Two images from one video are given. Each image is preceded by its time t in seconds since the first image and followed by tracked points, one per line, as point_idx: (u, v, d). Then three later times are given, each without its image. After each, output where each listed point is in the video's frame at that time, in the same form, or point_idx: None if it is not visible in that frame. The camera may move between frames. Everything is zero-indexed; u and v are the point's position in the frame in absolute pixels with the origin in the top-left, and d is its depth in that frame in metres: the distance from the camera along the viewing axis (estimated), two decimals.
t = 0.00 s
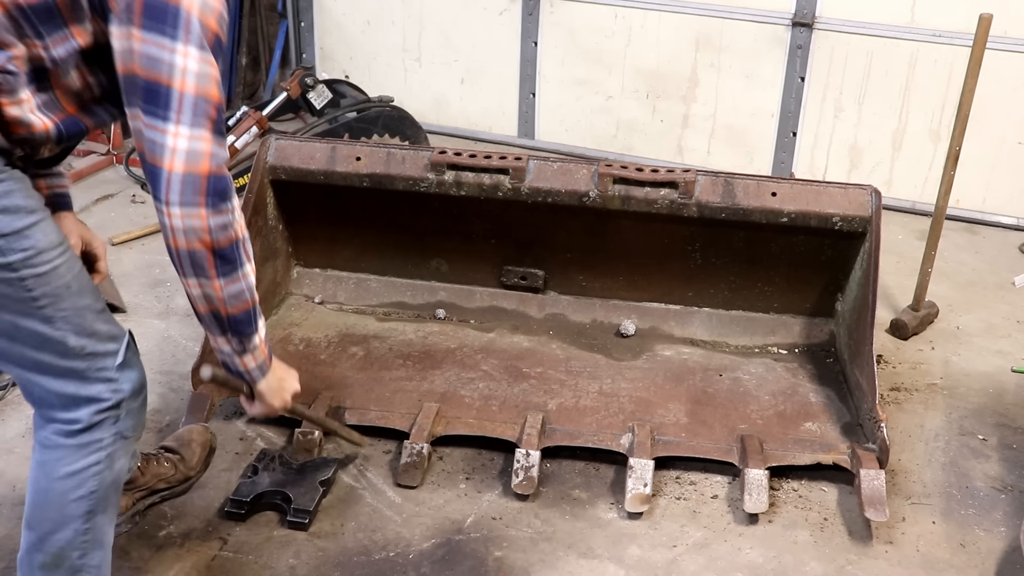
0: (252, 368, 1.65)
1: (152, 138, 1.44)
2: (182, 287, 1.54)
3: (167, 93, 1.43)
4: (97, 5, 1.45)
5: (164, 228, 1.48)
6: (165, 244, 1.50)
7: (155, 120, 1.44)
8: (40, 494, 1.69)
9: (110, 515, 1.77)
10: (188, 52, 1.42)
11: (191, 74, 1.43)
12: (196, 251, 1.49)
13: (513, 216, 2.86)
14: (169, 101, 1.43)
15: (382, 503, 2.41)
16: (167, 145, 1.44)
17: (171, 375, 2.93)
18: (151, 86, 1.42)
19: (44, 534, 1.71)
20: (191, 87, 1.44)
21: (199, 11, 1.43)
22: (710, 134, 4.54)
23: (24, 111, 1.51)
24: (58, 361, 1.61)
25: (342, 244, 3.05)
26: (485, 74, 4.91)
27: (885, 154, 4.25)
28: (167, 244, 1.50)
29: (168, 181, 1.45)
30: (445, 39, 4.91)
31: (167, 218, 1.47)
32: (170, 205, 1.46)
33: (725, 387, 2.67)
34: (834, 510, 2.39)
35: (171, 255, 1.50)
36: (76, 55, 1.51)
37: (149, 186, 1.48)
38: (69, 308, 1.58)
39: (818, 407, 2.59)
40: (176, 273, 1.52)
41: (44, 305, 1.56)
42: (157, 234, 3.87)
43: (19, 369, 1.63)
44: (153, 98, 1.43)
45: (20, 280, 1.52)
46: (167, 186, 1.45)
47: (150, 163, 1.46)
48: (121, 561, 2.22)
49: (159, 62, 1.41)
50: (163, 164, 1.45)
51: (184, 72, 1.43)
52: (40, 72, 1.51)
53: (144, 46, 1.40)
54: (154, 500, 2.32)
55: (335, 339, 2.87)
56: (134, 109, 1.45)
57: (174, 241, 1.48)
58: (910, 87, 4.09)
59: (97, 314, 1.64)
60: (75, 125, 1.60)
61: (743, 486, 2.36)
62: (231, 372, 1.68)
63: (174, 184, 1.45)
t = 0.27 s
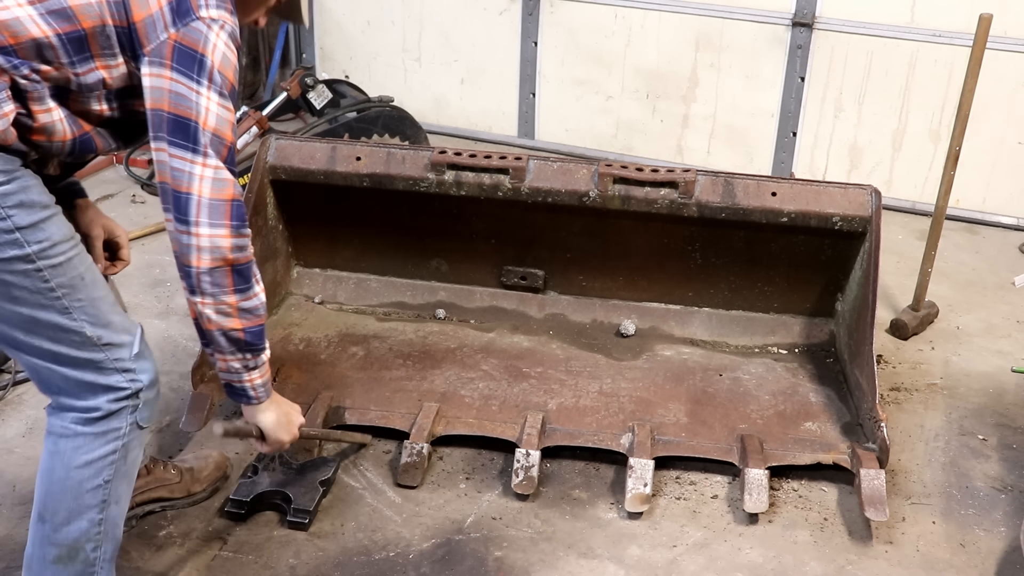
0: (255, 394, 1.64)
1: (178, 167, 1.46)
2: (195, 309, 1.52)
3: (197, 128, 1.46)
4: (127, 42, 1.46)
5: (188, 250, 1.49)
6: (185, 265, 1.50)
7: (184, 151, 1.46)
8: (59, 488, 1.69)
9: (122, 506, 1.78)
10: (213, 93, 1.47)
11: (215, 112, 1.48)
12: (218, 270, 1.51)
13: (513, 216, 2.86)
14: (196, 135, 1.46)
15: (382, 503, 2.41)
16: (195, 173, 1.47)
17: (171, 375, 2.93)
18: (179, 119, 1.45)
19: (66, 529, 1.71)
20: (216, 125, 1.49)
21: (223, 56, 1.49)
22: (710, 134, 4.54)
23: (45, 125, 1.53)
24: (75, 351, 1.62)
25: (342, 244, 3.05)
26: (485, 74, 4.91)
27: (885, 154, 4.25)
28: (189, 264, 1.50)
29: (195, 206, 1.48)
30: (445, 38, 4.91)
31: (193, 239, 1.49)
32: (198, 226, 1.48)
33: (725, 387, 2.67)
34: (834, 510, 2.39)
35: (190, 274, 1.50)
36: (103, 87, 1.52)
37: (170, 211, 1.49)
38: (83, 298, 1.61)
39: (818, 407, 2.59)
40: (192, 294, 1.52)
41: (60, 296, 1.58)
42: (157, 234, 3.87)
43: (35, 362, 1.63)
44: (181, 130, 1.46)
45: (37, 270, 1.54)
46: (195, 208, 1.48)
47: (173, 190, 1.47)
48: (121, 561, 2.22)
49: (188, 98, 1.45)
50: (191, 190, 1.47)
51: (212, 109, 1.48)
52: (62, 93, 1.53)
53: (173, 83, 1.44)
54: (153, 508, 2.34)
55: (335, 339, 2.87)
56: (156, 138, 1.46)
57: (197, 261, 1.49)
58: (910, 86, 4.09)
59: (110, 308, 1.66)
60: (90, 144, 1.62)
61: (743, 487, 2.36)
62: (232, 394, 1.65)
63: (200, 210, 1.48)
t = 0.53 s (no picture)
0: (279, 411, 1.56)
1: (202, 196, 1.42)
2: (222, 328, 1.45)
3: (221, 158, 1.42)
4: (145, 78, 1.40)
5: (217, 272, 1.43)
6: (214, 285, 1.44)
7: (207, 177, 1.41)
8: (22, 501, 1.54)
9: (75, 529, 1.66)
10: (230, 121, 1.44)
11: (234, 141, 1.44)
12: (246, 289, 1.46)
13: (513, 216, 2.86)
14: (220, 165, 1.42)
15: (382, 503, 2.41)
16: (220, 200, 1.43)
17: (171, 375, 2.93)
18: (202, 149, 1.40)
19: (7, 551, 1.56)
20: (236, 153, 1.45)
21: (236, 86, 1.45)
22: (710, 134, 4.54)
23: (81, 169, 1.44)
24: (103, 391, 1.59)
25: (342, 245, 3.05)
26: (485, 74, 4.91)
27: (885, 154, 4.25)
28: (218, 285, 1.43)
29: (224, 231, 1.43)
30: (445, 39, 4.91)
31: (224, 262, 1.43)
32: (230, 249, 1.43)
33: (725, 387, 2.67)
34: (834, 510, 2.39)
35: (219, 295, 1.44)
36: (127, 127, 1.45)
37: (196, 238, 1.43)
38: (110, 341, 1.56)
39: (818, 407, 2.59)
40: (219, 314, 1.45)
41: (91, 333, 1.54)
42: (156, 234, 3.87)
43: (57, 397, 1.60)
44: (205, 161, 1.41)
45: (66, 315, 1.50)
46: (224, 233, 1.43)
47: (199, 217, 1.42)
48: (121, 561, 2.22)
49: (210, 128, 1.41)
50: (218, 215, 1.43)
51: (233, 139, 1.44)
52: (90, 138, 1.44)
53: (192, 113, 1.39)
54: (153, 508, 2.34)
55: (335, 339, 2.87)
56: (179, 169, 1.41)
57: (227, 281, 1.43)
58: (910, 86, 4.09)
59: (137, 343, 1.63)
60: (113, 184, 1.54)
61: (743, 486, 2.36)
62: (252, 409, 1.56)
63: (229, 235, 1.43)
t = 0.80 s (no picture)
0: (305, 503, 1.52)
1: (210, 309, 1.35)
2: (239, 432, 1.43)
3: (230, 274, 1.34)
4: (148, 201, 1.37)
5: (233, 381, 1.39)
6: (230, 393, 1.39)
7: (215, 293, 1.34)
8: None
9: None
10: (235, 233, 1.34)
11: (242, 255, 1.35)
12: (262, 392, 1.42)
13: (513, 216, 2.86)
14: (226, 281, 1.34)
15: (382, 503, 2.41)
16: (229, 312, 1.36)
17: (171, 375, 2.93)
18: (206, 266, 1.32)
19: None
20: (246, 267, 1.36)
21: (242, 200, 1.35)
22: (710, 134, 4.54)
23: (72, 284, 1.45)
24: (100, 507, 1.60)
25: (342, 245, 3.05)
26: (485, 74, 4.91)
27: (885, 154, 4.25)
28: (234, 392, 1.39)
29: (238, 341, 1.37)
30: (445, 39, 4.91)
31: (242, 369, 1.38)
32: (246, 358, 1.38)
33: (725, 387, 2.67)
34: (834, 510, 2.39)
35: (237, 402, 1.40)
36: (128, 243, 1.44)
37: (211, 347, 1.38)
38: (107, 468, 1.58)
39: (818, 407, 2.59)
40: (236, 418, 1.42)
41: (87, 454, 1.55)
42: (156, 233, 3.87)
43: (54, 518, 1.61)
44: (211, 279, 1.33)
45: (65, 438, 1.52)
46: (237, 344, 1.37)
47: (210, 328, 1.36)
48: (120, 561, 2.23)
49: (213, 245, 1.32)
50: (230, 327, 1.36)
51: (241, 250, 1.35)
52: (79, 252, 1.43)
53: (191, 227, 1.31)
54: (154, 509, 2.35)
55: (335, 339, 2.87)
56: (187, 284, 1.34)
57: (243, 389, 1.39)
58: (909, 86, 4.09)
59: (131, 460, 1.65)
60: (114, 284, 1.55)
61: (743, 486, 2.36)
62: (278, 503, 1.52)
63: (243, 344, 1.37)
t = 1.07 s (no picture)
0: (314, 529, 1.69)
1: (226, 359, 1.51)
2: (254, 475, 1.59)
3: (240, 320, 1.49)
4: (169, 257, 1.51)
5: (246, 430, 1.55)
6: (242, 439, 1.56)
7: (228, 342, 1.50)
8: None
9: None
10: (246, 279, 1.48)
11: (255, 298, 1.49)
12: (273, 439, 1.57)
13: (513, 216, 2.86)
14: (240, 326, 1.49)
15: (382, 504, 2.41)
16: (242, 360, 1.51)
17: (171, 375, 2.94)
18: (222, 316, 1.48)
19: None
20: (259, 309, 1.50)
21: (251, 239, 1.48)
22: (710, 134, 4.54)
23: (130, 369, 1.54)
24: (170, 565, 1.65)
25: (342, 245, 3.05)
26: (485, 74, 4.91)
27: (885, 154, 4.25)
28: (246, 440, 1.55)
29: (248, 390, 1.52)
30: (445, 39, 4.91)
31: (252, 417, 1.54)
32: (255, 407, 1.53)
33: (725, 387, 2.67)
34: (834, 510, 2.39)
35: (248, 448, 1.56)
36: (159, 303, 1.56)
37: (224, 397, 1.54)
38: (178, 528, 1.62)
39: (818, 407, 2.59)
40: (251, 463, 1.58)
41: (157, 522, 1.59)
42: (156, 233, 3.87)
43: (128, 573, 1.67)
44: (224, 325, 1.49)
45: (136, 509, 1.56)
46: (248, 392, 1.52)
47: (226, 378, 1.52)
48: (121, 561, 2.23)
49: (225, 295, 1.47)
50: (242, 376, 1.52)
51: (250, 297, 1.49)
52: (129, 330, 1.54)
53: (207, 283, 1.46)
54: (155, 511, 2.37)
55: (335, 339, 2.88)
56: (204, 335, 1.50)
57: (255, 436, 1.55)
58: (910, 86, 4.09)
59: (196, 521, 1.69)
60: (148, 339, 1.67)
61: (743, 486, 2.36)
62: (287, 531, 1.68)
63: (252, 392, 1.53)
